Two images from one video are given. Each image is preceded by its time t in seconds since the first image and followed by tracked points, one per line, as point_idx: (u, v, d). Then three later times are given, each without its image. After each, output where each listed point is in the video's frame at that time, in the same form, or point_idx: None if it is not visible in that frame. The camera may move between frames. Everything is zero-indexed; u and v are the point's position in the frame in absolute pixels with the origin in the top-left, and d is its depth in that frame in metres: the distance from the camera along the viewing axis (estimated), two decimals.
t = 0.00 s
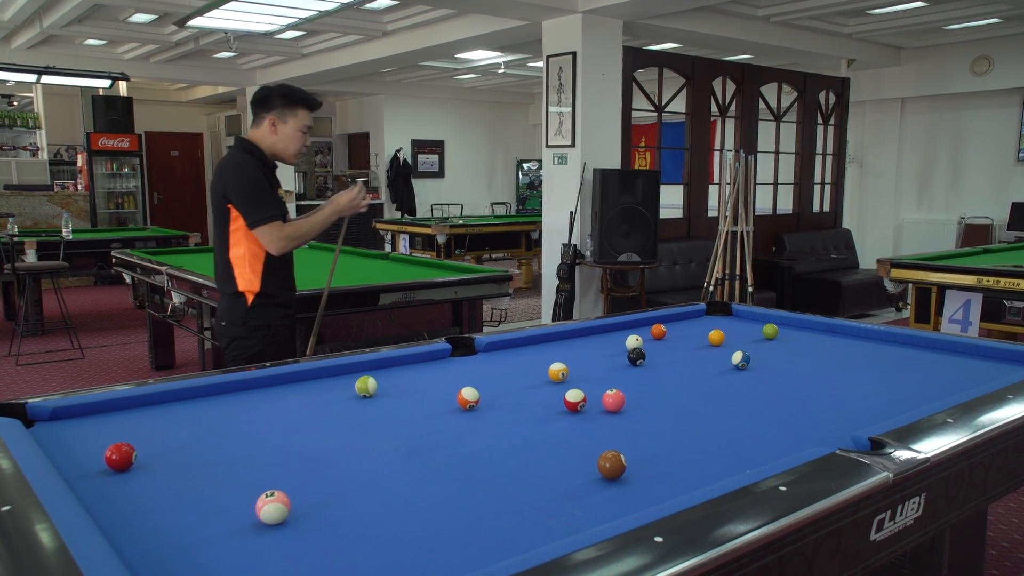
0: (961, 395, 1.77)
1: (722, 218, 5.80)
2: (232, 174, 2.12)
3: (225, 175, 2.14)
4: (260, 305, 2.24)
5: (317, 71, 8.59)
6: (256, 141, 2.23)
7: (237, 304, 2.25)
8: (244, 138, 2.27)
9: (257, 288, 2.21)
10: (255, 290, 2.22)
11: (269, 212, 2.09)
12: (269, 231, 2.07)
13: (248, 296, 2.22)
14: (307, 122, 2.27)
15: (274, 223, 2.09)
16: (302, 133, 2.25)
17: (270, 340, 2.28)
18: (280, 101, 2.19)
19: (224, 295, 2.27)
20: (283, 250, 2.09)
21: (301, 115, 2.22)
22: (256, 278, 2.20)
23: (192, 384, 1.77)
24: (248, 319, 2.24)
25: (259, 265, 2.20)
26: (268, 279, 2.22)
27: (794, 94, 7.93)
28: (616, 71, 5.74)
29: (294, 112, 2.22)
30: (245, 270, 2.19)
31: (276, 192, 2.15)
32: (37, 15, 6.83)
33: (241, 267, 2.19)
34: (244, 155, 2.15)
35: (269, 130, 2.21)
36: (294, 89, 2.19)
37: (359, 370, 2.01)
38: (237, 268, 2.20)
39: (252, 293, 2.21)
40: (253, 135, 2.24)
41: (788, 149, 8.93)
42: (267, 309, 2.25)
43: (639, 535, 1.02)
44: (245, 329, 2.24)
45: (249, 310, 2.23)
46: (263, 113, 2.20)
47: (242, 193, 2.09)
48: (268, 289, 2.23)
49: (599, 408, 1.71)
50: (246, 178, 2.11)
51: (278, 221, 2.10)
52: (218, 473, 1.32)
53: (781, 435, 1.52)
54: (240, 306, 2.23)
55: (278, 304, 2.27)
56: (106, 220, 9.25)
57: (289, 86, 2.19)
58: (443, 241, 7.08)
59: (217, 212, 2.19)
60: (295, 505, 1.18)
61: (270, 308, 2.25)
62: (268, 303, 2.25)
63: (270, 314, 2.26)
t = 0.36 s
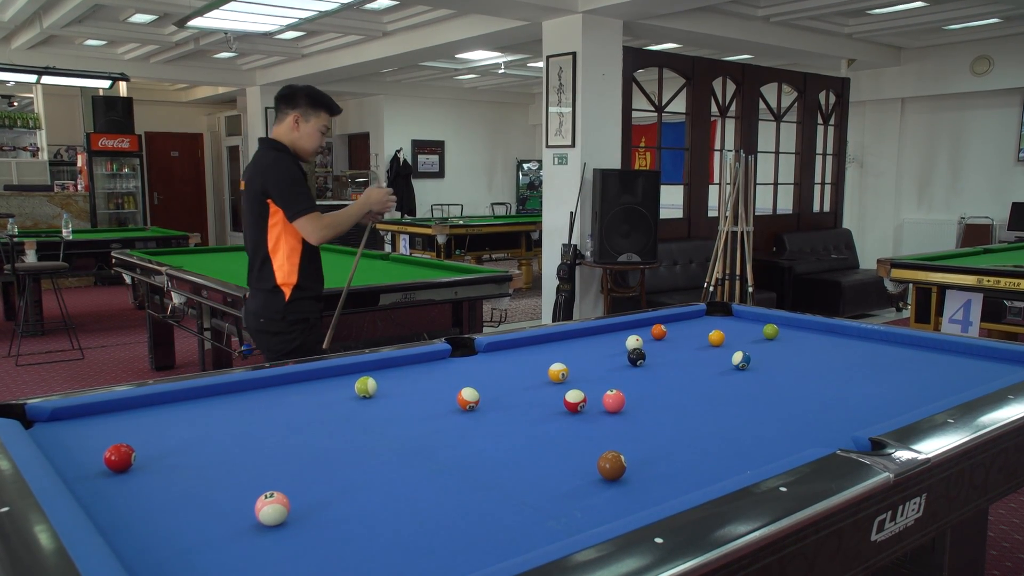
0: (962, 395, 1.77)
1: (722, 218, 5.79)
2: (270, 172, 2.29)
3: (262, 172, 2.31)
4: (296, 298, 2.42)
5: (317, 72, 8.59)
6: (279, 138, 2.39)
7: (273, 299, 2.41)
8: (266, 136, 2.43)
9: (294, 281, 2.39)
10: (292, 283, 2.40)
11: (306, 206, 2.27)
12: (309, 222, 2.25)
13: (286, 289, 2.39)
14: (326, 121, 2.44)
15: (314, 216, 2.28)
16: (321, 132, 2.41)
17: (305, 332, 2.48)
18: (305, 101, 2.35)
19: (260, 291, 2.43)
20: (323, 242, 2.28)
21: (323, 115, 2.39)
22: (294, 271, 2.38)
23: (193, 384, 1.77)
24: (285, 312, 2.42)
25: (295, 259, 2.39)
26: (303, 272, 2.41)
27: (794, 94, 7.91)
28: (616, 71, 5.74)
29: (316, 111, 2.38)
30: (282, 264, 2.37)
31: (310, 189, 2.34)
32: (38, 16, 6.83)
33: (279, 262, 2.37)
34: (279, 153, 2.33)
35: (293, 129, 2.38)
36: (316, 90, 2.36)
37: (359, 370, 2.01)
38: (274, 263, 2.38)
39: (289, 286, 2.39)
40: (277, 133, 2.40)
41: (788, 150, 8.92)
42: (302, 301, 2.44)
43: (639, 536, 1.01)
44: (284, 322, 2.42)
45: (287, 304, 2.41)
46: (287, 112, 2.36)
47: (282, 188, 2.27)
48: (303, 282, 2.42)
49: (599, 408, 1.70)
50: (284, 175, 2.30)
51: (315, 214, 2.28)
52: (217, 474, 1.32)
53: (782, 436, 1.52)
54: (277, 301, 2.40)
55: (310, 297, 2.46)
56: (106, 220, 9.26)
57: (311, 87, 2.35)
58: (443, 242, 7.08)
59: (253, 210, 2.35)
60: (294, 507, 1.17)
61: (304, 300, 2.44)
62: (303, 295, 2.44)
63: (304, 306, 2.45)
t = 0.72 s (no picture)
0: (962, 395, 1.76)
1: (721, 218, 5.79)
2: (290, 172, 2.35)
3: (280, 170, 2.37)
4: (315, 293, 2.48)
5: (316, 73, 8.59)
6: (291, 139, 2.44)
7: (293, 295, 2.46)
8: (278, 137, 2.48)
9: (313, 277, 2.45)
10: (311, 278, 2.45)
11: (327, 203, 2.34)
12: (331, 217, 2.31)
13: (305, 285, 2.45)
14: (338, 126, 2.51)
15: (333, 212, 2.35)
16: (333, 136, 2.48)
17: (324, 328, 2.54)
18: (320, 106, 2.42)
19: (278, 289, 2.47)
20: (344, 237, 2.35)
21: (336, 121, 2.46)
22: (312, 268, 2.44)
23: (191, 387, 1.76)
24: (305, 307, 2.47)
25: (313, 255, 2.45)
26: (320, 269, 2.47)
27: (793, 93, 7.92)
28: (615, 72, 5.74)
29: (330, 117, 2.45)
30: (301, 261, 2.42)
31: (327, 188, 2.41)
32: (36, 18, 6.83)
33: (298, 259, 2.42)
34: (295, 153, 2.39)
35: (307, 132, 2.44)
36: (331, 96, 2.43)
37: (358, 371, 2.01)
38: (293, 260, 2.43)
39: (308, 282, 2.45)
40: (289, 134, 2.46)
41: (787, 150, 8.93)
42: (320, 297, 2.50)
43: (638, 537, 1.01)
44: (304, 318, 2.48)
45: (307, 300, 2.47)
46: (302, 116, 2.42)
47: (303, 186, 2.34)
48: (321, 278, 2.48)
49: (598, 409, 1.70)
50: (303, 175, 2.36)
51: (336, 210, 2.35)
52: (215, 477, 1.31)
53: (782, 436, 1.52)
54: (297, 297, 2.46)
55: (327, 292, 2.53)
56: (105, 222, 9.26)
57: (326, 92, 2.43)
58: (443, 243, 7.08)
59: (271, 209, 2.40)
60: (292, 509, 1.17)
61: (322, 296, 2.50)
62: (321, 291, 2.50)
63: (323, 302, 2.51)
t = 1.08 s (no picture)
0: (960, 394, 1.76)
1: (719, 218, 5.78)
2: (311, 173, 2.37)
3: (300, 173, 2.38)
4: (335, 294, 2.49)
5: (314, 73, 8.58)
6: (305, 142, 2.46)
7: (312, 297, 2.47)
8: (291, 140, 2.49)
9: (334, 278, 2.46)
10: (331, 280, 2.47)
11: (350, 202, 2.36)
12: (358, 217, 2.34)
13: (326, 286, 2.46)
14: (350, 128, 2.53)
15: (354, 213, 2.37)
16: (347, 139, 2.50)
17: (343, 328, 2.56)
18: (334, 109, 2.44)
19: (297, 291, 2.48)
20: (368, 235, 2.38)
21: (350, 123, 2.47)
22: (332, 269, 2.46)
23: (189, 387, 1.76)
24: (325, 309, 2.49)
25: (332, 257, 2.47)
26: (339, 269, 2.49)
27: (790, 93, 7.93)
28: (613, 72, 5.74)
29: (343, 120, 2.47)
30: (321, 262, 2.44)
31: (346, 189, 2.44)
32: (33, 18, 6.82)
33: (319, 260, 2.44)
34: (312, 156, 2.41)
35: (320, 134, 2.45)
36: (344, 99, 2.45)
37: (357, 372, 2.01)
38: (313, 263, 2.44)
39: (329, 283, 2.46)
40: (303, 136, 2.47)
41: (786, 150, 8.94)
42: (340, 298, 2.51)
43: (636, 537, 1.01)
44: (325, 319, 2.49)
45: (327, 301, 2.48)
46: (317, 118, 2.43)
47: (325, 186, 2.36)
48: (340, 279, 2.50)
49: (597, 409, 1.70)
50: (323, 176, 2.38)
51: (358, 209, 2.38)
52: (213, 477, 1.31)
53: (780, 436, 1.52)
54: (317, 299, 2.47)
55: (346, 293, 2.54)
56: (103, 222, 9.25)
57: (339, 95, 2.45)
58: (441, 243, 7.07)
59: (290, 211, 2.41)
60: (290, 510, 1.17)
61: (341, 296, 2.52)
62: (341, 292, 2.52)
63: (342, 303, 2.53)
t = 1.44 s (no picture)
0: (959, 393, 1.77)
1: (717, 217, 5.78)
2: (349, 176, 2.40)
3: (337, 176, 2.41)
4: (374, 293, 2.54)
5: (312, 72, 8.57)
6: (335, 142, 2.47)
7: (352, 296, 2.51)
8: (320, 141, 2.51)
9: (374, 278, 2.51)
10: (371, 280, 2.52)
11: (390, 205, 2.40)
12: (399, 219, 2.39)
13: (366, 286, 2.50)
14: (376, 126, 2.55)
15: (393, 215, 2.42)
16: (374, 137, 2.52)
17: (382, 324, 2.60)
18: (362, 108, 2.46)
19: (336, 290, 2.51)
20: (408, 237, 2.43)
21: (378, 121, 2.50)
22: (372, 269, 2.50)
23: (186, 387, 1.76)
24: (365, 307, 2.53)
25: (371, 258, 2.51)
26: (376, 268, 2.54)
27: (789, 93, 7.93)
28: (611, 72, 5.74)
29: (371, 118, 2.49)
30: (361, 263, 2.48)
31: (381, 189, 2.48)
32: (30, 18, 6.81)
33: (359, 260, 2.48)
34: (347, 159, 2.43)
35: (349, 134, 2.47)
36: (371, 97, 2.47)
37: (354, 371, 2.00)
38: (353, 264, 2.48)
39: (369, 283, 2.50)
40: (332, 137, 2.49)
41: (784, 149, 8.95)
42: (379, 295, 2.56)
43: (635, 537, 1.00)
44: (365, 317, 2.53)
45: (368, 299, 2.52)
46: (345, 118, 2.45)
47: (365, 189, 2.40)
48: (379, 277, 2.54)
49: (595, 408, 1.70)
50: (360, 178, 2.41)
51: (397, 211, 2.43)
52: (210, 477, 1.31)
53: (779, 435, 1.52)
54: (358, 298, 2.51)
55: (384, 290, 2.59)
56: (102, 223, 9.24)
57: (367, 95, 2.47)
58: (439, 243, 7.07)
59: (328, 214, 2.43)
60: (287, 510, 1.16)
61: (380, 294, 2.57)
62: (379, 289, 2.56)
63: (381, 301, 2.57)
